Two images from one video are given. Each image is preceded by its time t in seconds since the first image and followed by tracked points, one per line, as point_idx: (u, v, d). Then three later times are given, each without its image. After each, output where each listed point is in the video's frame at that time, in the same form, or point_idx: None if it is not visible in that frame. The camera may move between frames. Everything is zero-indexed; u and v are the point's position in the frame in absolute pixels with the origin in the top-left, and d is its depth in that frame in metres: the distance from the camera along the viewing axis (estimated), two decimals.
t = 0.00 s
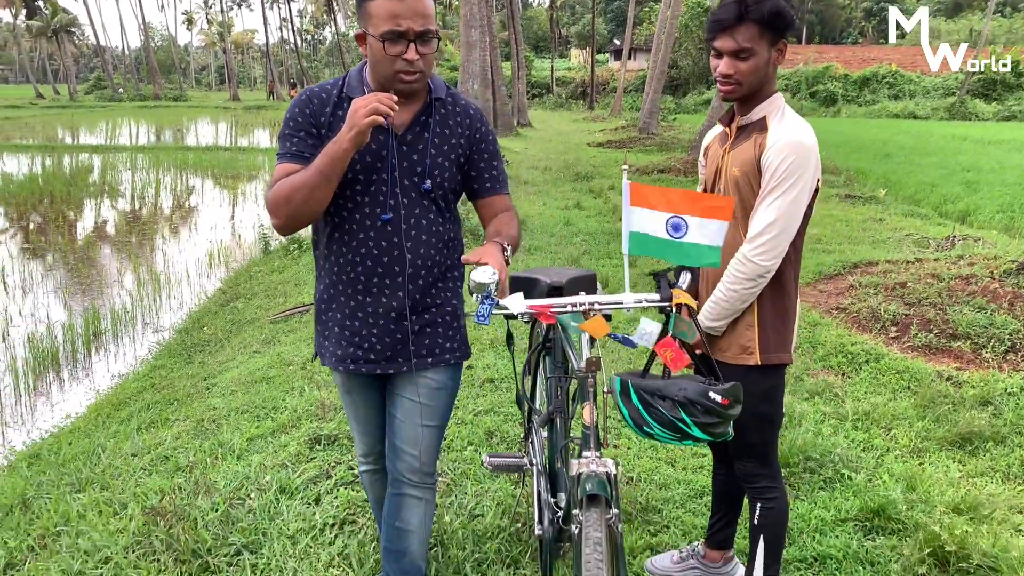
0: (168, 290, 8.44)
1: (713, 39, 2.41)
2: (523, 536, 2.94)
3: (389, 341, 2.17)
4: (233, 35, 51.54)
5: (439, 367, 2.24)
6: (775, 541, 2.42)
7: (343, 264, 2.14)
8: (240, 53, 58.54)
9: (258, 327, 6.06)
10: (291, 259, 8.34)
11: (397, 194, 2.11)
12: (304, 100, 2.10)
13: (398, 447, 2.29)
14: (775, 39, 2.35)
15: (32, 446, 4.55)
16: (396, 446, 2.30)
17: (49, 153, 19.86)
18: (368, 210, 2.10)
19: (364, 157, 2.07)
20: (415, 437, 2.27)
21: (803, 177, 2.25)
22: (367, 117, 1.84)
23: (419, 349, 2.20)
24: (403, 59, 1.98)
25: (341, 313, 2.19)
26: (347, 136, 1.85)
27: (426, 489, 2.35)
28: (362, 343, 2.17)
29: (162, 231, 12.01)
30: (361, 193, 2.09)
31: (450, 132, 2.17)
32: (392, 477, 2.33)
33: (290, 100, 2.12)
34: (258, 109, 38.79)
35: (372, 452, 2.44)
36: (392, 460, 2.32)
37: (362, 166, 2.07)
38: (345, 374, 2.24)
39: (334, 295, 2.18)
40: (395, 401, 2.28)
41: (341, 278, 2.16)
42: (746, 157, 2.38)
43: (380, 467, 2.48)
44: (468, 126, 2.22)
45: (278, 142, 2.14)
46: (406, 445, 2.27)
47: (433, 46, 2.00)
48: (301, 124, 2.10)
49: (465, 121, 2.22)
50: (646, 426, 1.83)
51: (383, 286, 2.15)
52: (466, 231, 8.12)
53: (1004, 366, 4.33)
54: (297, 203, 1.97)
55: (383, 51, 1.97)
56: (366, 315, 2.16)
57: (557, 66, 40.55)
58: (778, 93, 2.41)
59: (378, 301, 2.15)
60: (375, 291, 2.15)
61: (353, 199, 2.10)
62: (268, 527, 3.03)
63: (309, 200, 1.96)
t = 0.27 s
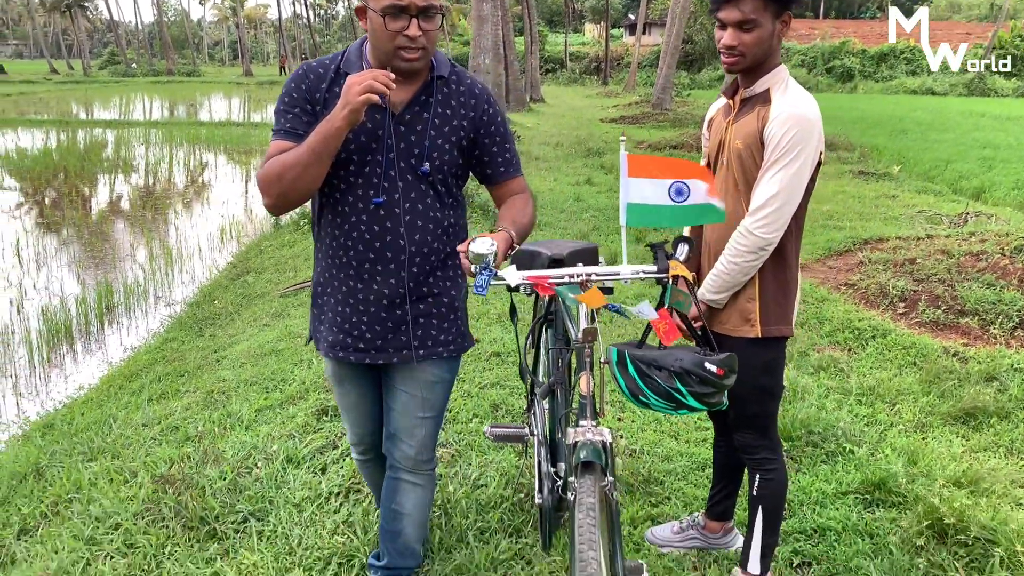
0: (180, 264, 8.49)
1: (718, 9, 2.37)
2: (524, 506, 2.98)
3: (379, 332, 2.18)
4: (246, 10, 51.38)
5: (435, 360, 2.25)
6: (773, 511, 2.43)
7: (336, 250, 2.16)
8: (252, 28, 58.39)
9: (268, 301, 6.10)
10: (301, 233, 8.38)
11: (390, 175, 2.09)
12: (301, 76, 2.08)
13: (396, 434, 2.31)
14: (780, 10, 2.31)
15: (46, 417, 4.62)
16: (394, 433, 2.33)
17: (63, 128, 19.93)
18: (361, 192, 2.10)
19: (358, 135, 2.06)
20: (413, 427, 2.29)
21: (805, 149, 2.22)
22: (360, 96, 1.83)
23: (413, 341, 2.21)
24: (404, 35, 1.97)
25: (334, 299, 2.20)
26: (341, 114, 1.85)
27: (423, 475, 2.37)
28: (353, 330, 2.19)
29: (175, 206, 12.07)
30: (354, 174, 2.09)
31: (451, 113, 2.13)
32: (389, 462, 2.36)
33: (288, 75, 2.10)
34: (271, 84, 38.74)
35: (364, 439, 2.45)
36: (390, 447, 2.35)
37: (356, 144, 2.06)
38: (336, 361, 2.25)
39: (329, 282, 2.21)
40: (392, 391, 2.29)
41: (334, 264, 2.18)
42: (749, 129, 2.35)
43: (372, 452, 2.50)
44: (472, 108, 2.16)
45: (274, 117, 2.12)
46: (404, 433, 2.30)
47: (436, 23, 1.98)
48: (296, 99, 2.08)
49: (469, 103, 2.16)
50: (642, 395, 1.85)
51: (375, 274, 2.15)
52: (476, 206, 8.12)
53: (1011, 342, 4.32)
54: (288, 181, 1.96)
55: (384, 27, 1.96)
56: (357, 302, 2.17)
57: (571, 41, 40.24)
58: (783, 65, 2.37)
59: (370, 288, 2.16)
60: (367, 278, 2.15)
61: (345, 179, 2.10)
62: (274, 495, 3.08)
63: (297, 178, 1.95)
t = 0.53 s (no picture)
0: (192, 235, 8.54)
1: None
2: (528, 472, 3.01)
3: (391, 309, 2.10)
4: None
5: (450, 335, 2.19)
6: (775, 477, 2.39)
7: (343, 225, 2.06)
8: None
9: (278, 272, 6.14)
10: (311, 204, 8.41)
11: (397, 148, 2.00)
12: (298, 45, 1.99)
13: (406, 409, 2.24)
14: None
15: (60, 384, 4.68)
16: (404, 409, 2.25)
17: (76, 100, 19.99)
18: (367, 168, 2.01)
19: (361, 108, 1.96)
20: (425, 402, 2.23)
21: (812, 117, 2.18)
22: (363, 67, 1.77)
23: (424, 317, 2.14)
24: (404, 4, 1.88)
25: (340, 276, 2.10)
26: (342, 87, 1.78)
27: (430, 449, 2.30)
28: (363, 308, 2.09)
29: (187, 178, 12.12)
30: (360, 148, 1.99)
31: (457, 80, 2.05)
32: (397, 437, 2.29)
33: (285, 46, 2.01)
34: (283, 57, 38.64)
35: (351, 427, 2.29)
36: (399, 423, 2.28)
37: (360, 117, 1.97)
38: (339, 339, 2.13)
39: (334, 258, 2.10)
40: (401, 368, 2.21)
41: (341, 241, 2.08)
42: (756, 97, 2.31)
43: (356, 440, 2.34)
44: (477, 76, 2.09)
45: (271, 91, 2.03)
46: (415, 408, 2.23)
47: None
48: (294, 72, 1.99)
49: (474, 69, 2.09)
50: (642, 360, 1.86)
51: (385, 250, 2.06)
52: (486, 177, 8.11)
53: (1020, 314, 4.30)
54: (288, 158, 1.89)
55: None
56: (367, 279, 2.08)
57: (585, 13, 39.91)
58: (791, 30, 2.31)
59: (381, 265, 2.07)
60: (377, 254, 2.06)
61: (349, 154, 2.00)
62: (282, 461, 3.12)
63: (298, 155, 1.88)
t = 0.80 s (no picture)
0: (201, 203, 8.56)
1: None
2: (532, 436, 3.03)
3: (396, 272, 2.06)
4: None
5: (455, 301, 2.17)
6: (777, 441, 2.38)
7: (346, 188, 2.00)
8: None
9: (287, 239, 6.16)
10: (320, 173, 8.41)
11: (402, 111, 1.96)
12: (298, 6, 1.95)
13: (412, 374, 2.21)
14: None
15: (71, 350, 4.73)
16: (408, 374, 2.21)
17: (86, 69, 19.98)
18: (372, 131, 1.96)
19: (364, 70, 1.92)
20: (431, 368, 2.20)
21: (820, 78, 2.11)
22: (366, 26, 1.76)
23: (429, 281, 2.11)
24: None
25: (342, 240, 2.04)
26: (344, 47, 1.77)
27: (433, 414, 2.27)
28: (367, 272, 2.04)
29: (196, 147, 12.12)
30: (364, 111, 1.95)
31: (462, 42, 2.02)
32: (402, 401, 2.26)
33: (285, 6, 1.98)
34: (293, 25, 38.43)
35: (349, 397, 2.14)
36: (402, 387, 2.24)
37: (364, 79, 1.93)
38: (343, 299, 2.05)
39: (335, 221, 2.04)
40: (407, 332, 2.17)
41: (344, 204, 2.02)
42: (764, 58, 2.23)
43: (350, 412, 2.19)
44: (480, 37, 2.07)
45: (270, 53, 2.00)
46: (420, 373, 2.20)
47: None
48: (294, 32, 1.96)
49: (477, 30, 2.07)
50: (643, 323, 1.85)
51: (390, 214, 2.02)
52: (495, 145, 8.09)
53: None
54: (289, 121, 1.87)
55: None
56: (372, 244, 2.04)
57: None
58: None
59: (386, 230, 2.03)
60: (381, 219, 2.02)
61: (353, 117, 1.96)
62: (289, 424, 3.15)
63: (298, 118, 1.86)
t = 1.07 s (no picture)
0: (206, 172, 8.54)
1: None
2: (535, 401, 3.05)
3: (399, 237, 2.03)
4: None
5: (455, 269, 2.15)
6: (779, 405, 2.39)
7: (347, 154, 1.95)
8: None
9: (291, 208, 6.16)
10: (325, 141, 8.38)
11: (403, 74, 1.92)
12: None
13: (414, 341, 2.17)
14: None
15: (77, 316, 4.75)
16: (409, 341, 2.18)
17: (90, 37, 19.86)
18: (373, 96, 1.91)
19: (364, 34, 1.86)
20: (433, 334, 2.17)
21: (831, 38, 2.07)
22: None
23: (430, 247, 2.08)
24: None
25: (343, 207, 1.99)
26: (348, 10, 1.72)
27: (435, 381, 2.25)
28: (372, 238, 2.01)
29: (201, 116, 12.08)
30: (364, 76, 1.89)
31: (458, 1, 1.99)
32: (402, 370, 2.22)
33: None
34: None
35: (366, 369, 2.02)
36: (403, 356, 2.20)
37: (364, 43, 1.87)
38: (350, 261, 1.98)
39: (335, 187, 1.99)
40: (409, 299, 2.14)
41: (344, 170, 1.97)
42: (773, 18, 2.17)
43: (364, 391, 2.07)
44: None
45: (263, 21, 1.91)
46: (422, 340, 2.17)
47: None
48: None
49: None
50: (643, 285, 1.85)
51: (393, 179, 1.99)
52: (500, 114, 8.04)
53: None
54: (293, 89, 1.79)
55: None
56: (374, 210, 2.00)
57: None
58: None
59: (388, 196, 2.00)
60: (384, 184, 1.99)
61: (353, 83, 1.90)
62: (293, 388, 3.17)
63: (302, 86, 1.79)
